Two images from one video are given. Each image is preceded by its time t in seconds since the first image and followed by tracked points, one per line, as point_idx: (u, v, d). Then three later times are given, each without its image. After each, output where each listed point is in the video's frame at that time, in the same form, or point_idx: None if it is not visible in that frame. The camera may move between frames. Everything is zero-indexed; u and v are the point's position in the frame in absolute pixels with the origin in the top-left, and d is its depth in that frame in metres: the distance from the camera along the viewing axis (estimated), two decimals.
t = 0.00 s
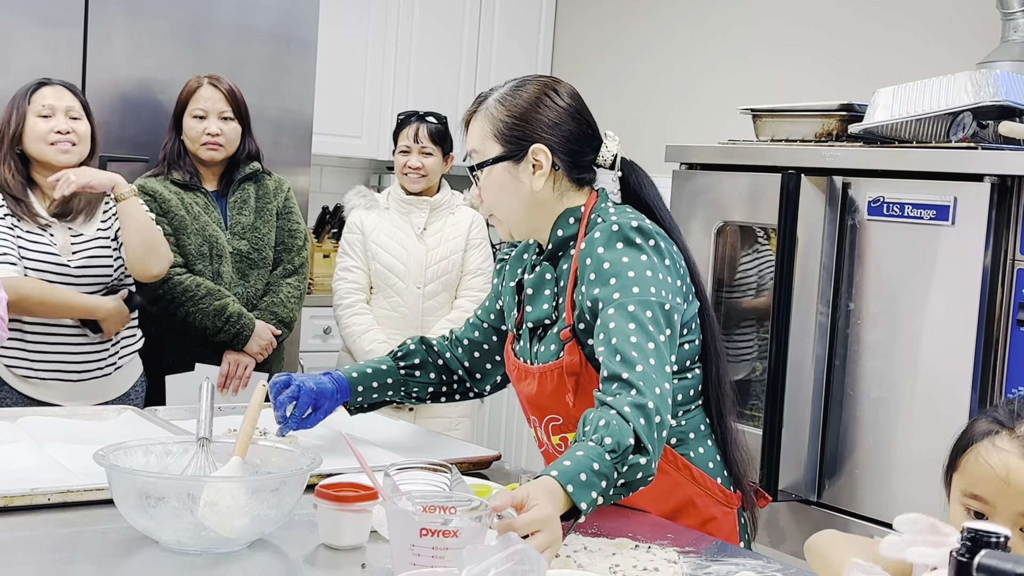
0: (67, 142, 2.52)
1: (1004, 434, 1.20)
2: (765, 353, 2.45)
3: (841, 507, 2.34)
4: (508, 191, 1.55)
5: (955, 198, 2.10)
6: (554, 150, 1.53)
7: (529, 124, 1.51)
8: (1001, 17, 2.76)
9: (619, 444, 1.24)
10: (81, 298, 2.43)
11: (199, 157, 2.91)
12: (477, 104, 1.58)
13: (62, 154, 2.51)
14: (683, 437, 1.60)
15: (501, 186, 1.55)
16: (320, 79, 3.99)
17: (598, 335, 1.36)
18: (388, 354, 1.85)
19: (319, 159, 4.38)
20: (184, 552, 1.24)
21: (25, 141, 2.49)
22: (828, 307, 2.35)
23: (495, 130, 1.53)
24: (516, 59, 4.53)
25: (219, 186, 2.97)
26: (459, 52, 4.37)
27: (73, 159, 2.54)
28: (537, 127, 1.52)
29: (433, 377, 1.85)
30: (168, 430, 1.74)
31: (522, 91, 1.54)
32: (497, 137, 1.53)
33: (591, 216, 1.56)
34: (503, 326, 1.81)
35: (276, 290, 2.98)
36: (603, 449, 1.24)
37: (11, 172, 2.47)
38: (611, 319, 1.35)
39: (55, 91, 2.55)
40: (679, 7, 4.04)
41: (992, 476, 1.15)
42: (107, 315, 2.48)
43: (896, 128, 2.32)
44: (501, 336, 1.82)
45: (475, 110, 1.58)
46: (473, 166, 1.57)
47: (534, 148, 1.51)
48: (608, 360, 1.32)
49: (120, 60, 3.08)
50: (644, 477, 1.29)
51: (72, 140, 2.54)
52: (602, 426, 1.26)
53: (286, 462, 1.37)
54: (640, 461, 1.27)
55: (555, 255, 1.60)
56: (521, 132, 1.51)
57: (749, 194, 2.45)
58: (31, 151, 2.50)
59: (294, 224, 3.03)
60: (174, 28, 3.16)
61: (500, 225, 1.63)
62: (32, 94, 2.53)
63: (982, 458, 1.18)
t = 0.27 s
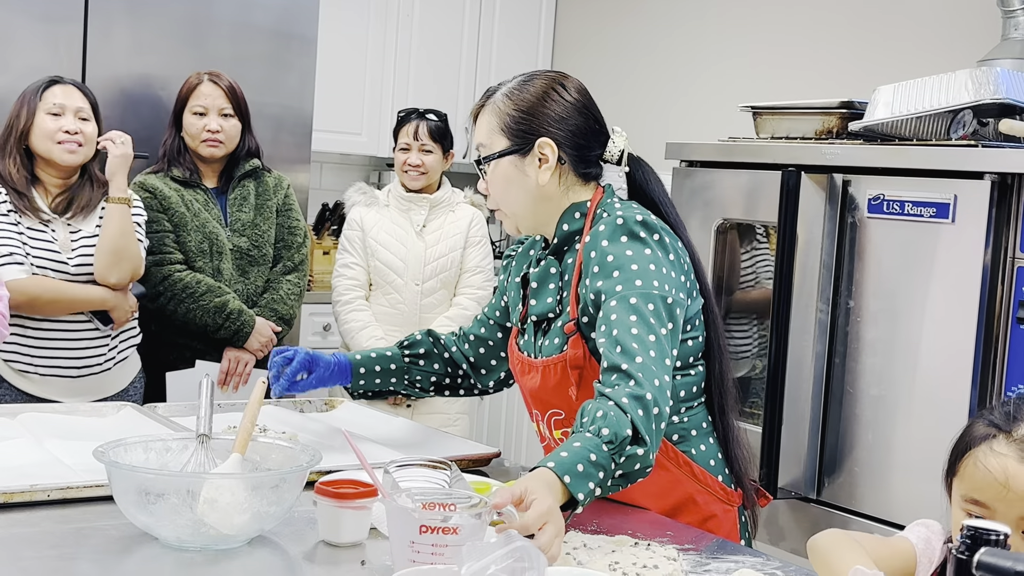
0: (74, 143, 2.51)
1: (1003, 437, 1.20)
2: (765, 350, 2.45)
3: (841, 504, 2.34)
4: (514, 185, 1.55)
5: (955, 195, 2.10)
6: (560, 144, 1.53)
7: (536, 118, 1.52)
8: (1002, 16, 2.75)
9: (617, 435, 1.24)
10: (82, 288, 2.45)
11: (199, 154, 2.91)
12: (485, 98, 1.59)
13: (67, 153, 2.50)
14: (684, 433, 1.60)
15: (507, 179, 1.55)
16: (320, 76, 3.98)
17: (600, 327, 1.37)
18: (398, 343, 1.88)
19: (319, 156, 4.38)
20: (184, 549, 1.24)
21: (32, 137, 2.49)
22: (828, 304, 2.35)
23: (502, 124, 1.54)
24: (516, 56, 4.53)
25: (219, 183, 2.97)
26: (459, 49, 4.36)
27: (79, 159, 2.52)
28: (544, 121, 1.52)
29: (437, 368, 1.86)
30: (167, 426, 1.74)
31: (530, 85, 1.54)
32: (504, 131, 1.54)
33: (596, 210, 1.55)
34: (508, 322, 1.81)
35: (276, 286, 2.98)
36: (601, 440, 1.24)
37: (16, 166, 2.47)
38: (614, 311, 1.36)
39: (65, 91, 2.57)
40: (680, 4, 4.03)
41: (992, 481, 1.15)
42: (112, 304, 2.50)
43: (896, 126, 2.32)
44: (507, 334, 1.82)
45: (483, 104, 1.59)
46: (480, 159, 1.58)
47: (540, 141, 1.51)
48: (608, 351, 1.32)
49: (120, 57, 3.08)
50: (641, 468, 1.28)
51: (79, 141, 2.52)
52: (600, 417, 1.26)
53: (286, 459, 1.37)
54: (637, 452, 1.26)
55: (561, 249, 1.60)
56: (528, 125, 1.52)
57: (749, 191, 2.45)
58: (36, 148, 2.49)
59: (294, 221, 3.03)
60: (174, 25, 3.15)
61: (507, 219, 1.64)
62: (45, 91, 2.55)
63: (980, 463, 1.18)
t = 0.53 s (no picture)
0: (78, 153, 2.51)
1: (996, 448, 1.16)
2: (765, 347, 2.44)
3: (841, 501, 2.35)
4: (517, 180, 1.56)
5: (956, 193, 2.10)
6: (563, 139, 1.53)
7: (539, 114, 1.52)
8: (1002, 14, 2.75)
9: (617, 420, 1.25)
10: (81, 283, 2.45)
11: (200, 151, 2.91)
12: (489, 95, 1.59)
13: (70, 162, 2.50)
14: (684, 429, 1.59)
15: (510, 174, 1.56)
16: (320, 73, 3.98)
17: (598, 316, 1.37)
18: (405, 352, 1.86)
19: (319, 153, 4.38)
20: (184, 544, 1.24)
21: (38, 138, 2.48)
22: (828, 302, 2.36)
23: (505, 120, 1.54)
24: (517, 54, 4.53)
25: (219, 180, 2.97)
26: (459, 47, 4.36)
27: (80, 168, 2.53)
28: (547, 117, 1.52)
29: (449, 373, 1.85)
30: (167, 423, 1.74)
31: (533, 82, 1.55)
32: (507, 127, 1.54)
33: (599, 206, 1.55)
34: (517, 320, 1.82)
35: (276, 283, 2.97)
36: (600, 427, 1.24)
37: (17, 164, 2.47)
38: (611, 300, 1.36)
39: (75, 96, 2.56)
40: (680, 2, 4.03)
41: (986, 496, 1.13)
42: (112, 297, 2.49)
43: (896, 124, 2.32)
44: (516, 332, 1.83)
45: (488, 100, 1.59)
46: (485, 156, 1.59)
47: (542, 136, 1.52)
48: (607, 339, 1.32)
49: (120, 54, 3.08)
50: (642, 453, 1.28)
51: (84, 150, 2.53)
52: (599, 404, 1.26)
53: (286, 455, 1.38)
54: (637, 437, 1.26)
55: (563, 244, 1.60)
56: (531, 120, 1.52)
57: (749, 187, 2.45)
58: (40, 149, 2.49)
59: (294, 218, 3.03)
60: (174, 22, 3.15)
61: (512, 214, 1.65)
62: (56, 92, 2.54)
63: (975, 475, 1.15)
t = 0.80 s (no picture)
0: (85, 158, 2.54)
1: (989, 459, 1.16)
2: (765, 345, 2.44)
3: (841, 500, 2.35)
4: (518, 177, 1.56)
5: (956, 191, 2.10)
6: (564, 135, 1.53)
7: (540, 111, 1.52)
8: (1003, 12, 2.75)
9: (616, 408, 1.24)
10: (78, 279, 2.44)
11: (201, 148, 2.91)
12: (489, 94, 1.59)
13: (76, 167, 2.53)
14: (685, 425, 1.59)
15: (511, 171, 1.56)
16: (321, 71, 3.98)
17: (599, 309, 1.37)
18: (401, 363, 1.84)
19: (320, 151, 4.38)
20: (184, 541, 1.24)
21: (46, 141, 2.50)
22: (828, 300, 2.36)
23: (506, 118, 1.54)
24: (517, 52, 4.52)
25: (219, 178, 2.97)
26: (459, 45, 4.36)
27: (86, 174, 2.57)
28: (548, 113, 1.52)
29: (446, 380, 1.82)
30: (167, 420, 1.74)
31: (533, 80, 1.54)
32: (508, 124, 1.54)
33: (600, 202, 1.55)
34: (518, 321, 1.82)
35: (276, 281, 2.98)
36: (600, 413, 1.24)
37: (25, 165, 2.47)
38: (612, 293, 1.36)
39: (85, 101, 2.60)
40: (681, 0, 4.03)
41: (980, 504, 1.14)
42: (110, 293, 2.48)
43: (897, 122, 2.32)
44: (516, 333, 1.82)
45: (488, 98, 1.59)
46: (485, 153, 1.59)
47: (543, 133, 1.51)
48: (608, 330, 1.32)
49: (121, 51, 3.07)
50: (642, 442, 1.28)
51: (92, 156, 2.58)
52: (599, 392, 1.26)
53: (286, 452, 1.38)
54: (637, 425, 1.26)
55: (566, 240, 1.60)
56: (532, 117, 1.52)
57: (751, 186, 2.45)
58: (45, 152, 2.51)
59: (294, 216, 3.03)
60: (175, 20, 3.15)
61: (513, 213, 1.64)
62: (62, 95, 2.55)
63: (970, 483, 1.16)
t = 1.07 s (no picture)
0: (103, 151, 2.54)
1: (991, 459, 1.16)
2: (766, 345, 2.44)
3: (841, 499, 2.34)
4: (518, 177, 1.55)
5: (958, 190, 2.10)
6: (564, 136, 1.53)
7: (540, 110, 1.52)
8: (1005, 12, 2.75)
9: (625, 411, 1.24)
10: (78, 279, 2.44)
11: (202, 146, 2.91)
12: (490, 91, 1.59)
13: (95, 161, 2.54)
14: (685, 424, 1.59)
15: (510, 171, 1.55)
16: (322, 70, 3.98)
17: (604, 312, 1.37)
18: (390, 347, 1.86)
19: (321, 149, 4.38)
20: (184, 539, 1.24)
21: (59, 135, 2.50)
22: (829, 299, 2.35)
23: (505, 116, 1.54)
24: (519, 50, 4.52)
25: (220, 176, 2.97)
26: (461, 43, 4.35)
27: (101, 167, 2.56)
28: (547, 114, 1.52)
29: (432, 368, 1.84)
30: (168, 418, 1.74)
31: (533, 79, 1.54)
32: (508, 123, 1.54)
33: (600, 202, 1.56)
34: (511, 316, 1.81)
35: (277, 279, 2.98)
36: (608, 416, 1.24)
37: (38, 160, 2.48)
38: (618, 297, 1.36)
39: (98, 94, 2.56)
40: None
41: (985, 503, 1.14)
42: (110, 292, 2.49)
43: (899, 121, 2.32)
44: (508, 328, 1.82)
45: (488, 96, 1.59)
46: (484, 151, 1.59)
47: (543, 133, 1.51)
48: (614, 335, 1.32)
49: (122, 49, 3.07)
50: (649, 445, 1.29)
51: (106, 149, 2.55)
52: (607, 394, 1.26)
53: (286, 450, 1.38)
54: (644, 429, 1.27)
55: (564, 240, 1.59)
56: (532, 118, 1.52)
57: (752, 184, 2.45)
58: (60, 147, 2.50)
59: (294, 214, 3.02)
60: (176, 18, 3.15)
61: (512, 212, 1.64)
62: (73, 90, 2.53)
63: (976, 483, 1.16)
